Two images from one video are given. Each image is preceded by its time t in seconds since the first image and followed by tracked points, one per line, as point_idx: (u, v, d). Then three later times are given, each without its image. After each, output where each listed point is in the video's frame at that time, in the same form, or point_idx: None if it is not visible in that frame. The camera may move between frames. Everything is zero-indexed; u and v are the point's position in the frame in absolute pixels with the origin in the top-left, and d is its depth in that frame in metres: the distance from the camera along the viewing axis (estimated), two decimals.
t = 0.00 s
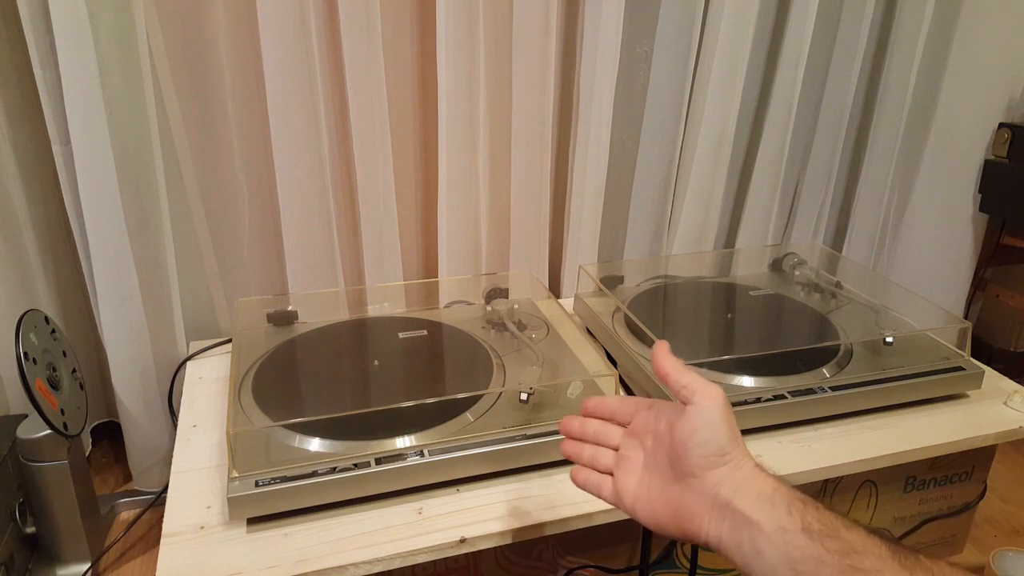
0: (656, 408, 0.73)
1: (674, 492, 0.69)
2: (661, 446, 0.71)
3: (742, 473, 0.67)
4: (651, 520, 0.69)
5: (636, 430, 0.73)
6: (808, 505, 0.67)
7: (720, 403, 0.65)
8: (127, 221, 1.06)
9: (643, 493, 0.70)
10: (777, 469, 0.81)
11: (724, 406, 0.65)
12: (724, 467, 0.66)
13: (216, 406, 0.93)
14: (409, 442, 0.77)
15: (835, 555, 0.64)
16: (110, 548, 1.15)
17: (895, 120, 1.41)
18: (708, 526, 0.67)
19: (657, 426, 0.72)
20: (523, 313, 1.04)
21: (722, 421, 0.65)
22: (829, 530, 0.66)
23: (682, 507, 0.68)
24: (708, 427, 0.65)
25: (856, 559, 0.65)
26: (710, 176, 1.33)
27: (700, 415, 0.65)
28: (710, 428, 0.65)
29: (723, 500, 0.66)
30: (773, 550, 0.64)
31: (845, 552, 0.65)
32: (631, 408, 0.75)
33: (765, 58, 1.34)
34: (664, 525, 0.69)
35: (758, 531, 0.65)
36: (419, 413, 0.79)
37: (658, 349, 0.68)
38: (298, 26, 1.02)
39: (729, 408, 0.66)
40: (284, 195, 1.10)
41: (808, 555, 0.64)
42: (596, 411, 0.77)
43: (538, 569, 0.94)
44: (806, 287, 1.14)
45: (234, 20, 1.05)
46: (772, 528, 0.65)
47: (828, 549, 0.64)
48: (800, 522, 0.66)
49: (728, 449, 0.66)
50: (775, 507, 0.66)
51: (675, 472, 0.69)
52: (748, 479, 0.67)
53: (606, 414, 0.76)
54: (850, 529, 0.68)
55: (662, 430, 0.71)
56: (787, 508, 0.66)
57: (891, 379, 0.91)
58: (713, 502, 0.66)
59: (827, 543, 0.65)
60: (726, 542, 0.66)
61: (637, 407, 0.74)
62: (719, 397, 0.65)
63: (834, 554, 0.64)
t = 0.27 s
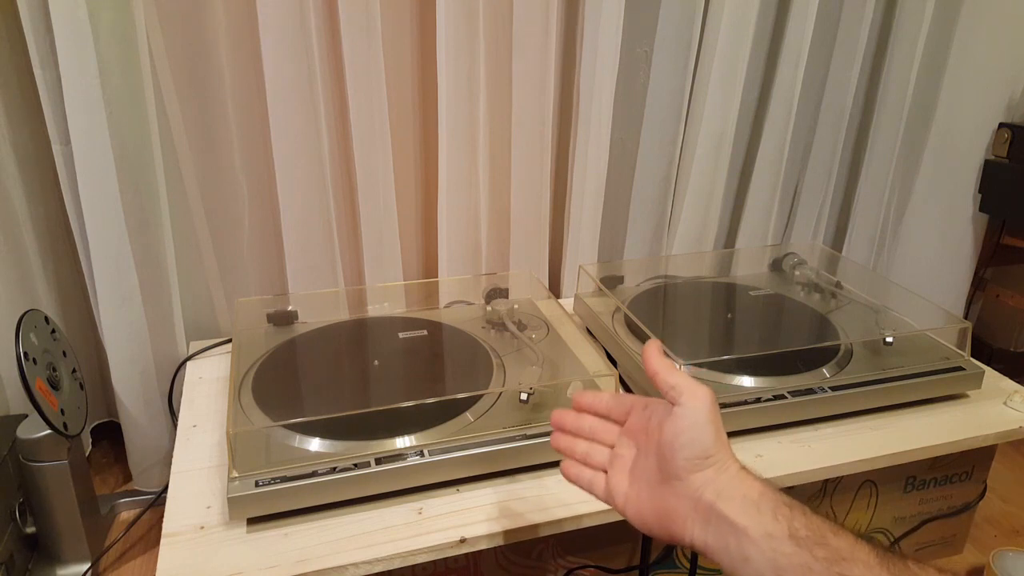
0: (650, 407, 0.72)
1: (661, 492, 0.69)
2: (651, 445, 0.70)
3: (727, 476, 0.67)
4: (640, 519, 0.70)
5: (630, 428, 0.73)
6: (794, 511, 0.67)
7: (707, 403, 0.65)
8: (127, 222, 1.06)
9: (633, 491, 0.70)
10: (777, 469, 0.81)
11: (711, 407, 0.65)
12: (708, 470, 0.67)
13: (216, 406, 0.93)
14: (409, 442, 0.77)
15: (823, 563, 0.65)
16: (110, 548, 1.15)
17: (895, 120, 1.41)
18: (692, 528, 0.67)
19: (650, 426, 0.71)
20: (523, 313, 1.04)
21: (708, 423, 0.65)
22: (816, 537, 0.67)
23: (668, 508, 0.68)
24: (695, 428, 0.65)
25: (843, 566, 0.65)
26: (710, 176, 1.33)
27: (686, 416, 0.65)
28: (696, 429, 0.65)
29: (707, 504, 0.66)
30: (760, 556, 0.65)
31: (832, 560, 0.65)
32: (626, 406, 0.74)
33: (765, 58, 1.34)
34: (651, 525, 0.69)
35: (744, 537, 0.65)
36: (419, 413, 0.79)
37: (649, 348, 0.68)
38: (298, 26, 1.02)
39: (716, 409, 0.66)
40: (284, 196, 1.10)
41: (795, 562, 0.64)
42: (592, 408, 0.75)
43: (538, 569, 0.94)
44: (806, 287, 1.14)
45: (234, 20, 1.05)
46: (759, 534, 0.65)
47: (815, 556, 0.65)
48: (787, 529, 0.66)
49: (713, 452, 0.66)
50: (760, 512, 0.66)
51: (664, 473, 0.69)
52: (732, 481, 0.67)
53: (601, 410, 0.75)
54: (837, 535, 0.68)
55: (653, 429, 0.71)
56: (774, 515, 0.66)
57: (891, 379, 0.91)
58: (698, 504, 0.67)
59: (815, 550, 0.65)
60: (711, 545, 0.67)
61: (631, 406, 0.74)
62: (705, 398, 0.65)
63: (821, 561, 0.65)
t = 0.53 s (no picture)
0: (655, 431, 0.73)
1: (673, 512, 0.69)
2: (660, 468, 0.71)
3: (736, 492, 0.67)
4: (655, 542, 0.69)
5: (637, 454, 0.73)
6: (801, 525, 0.69)
7: (712, 420, 0.66)
8: (127, 222, 1.06)
9: (645, 516, 0.70)
10: (777, 469, 0.81)
11: (716, 422, 0.66)
12: (718, 487, 0.67)
13: (216, 406, 0.93)
14: (409, 442, 0.77)
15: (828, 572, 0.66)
16: (110, 548, 1.15)
17: (895, 120, 1.41)
18: (706, 546, 0.67)
19: (656, 449, 0.72)
20: (523, 313, 1.04)
21: (716, 438, 0.66)
22: (822, 549, 0.68)
23: (681, 527, 0.68)
24: (702, 445, 0.66)
25: None
26: (710, 176, 1.33)
27: (694, 433, 0.66)
28: (704, 447, 0.66)
29: (719, 519, 0.67)
30: (769, 569, 0.65)
31: (838, 570, 0.66)
32: (631, 433, 0.75)
33: (765, 57, 1.34)
34: (665, 547, 0.69)
35: (754, 550, 0.66)
36: (419, 413, 0.79)
37: (653, 369, 0.69)
38: (298, 25, 1.02)
39: (721, 426, 0.67)
40: (284, 195, 1.10)
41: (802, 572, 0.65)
42: (598, 440, 0.75)
43: (538, 569, 0.94)
44: (806, 288, 1.14)
45: (234, 19, 1.05)
46: (768, 548, 0.66)
47: (822, 567, 0.66)
48: (794, 542, 0.67)
49: (722, 468, 0.67)
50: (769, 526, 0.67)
51: (675, 494, 0.69)
52: (742, 497, 0.67)
53: (607, 440, 0.75)
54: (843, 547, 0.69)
55: (661, 452, 0.71)
56: (781, 528, 0.67)
57: (891, 379, 0.91)
58: (710, 522, 0.67)
59: (821, 561, 0.66)
60: (724, 561, 0.66)
61: (637, 432, 0.74)
62: (711, 415, 0.66)
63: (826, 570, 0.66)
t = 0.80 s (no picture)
0: (667, 423, 0.73)
1: (685, 506, 0.69)
2: (672, 462, 0.71)
3: (750, 487, 0.67)
4: (665, 535, 0.69)
5: (648, 446, 0.73)
6: (816, 520, 0.68)
7: (727, 414, 0.66)
8: (127, 221, 1.06)
9: (655, 508, 0.70)
10: (777, 469, 0.81)
11: (731, 417, 0.66)
12: (732, 482, 0.67)
13: (216, 406, 0.93)
14: (409, 442, 0.77)
15: (843, 568, 0.65)
16: (110, 548, 1.15)
17: (895, 119, 1.41)
18: (719, 541, 0.67)
19: (668, 441, 0.72)
20: (523, 313, 1.04)
21: (730, 433, 0.66)
22: (837, 544, 0.67)
23: (692, 521, 0.68)
24: (716, 440, 0.66)
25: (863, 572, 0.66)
26: (710, 176, 1.33)
27: (709, 427, 0.66)
28: (719, 441, 0.66)
29: (731, 515, 0.66)
30: (782, 564, 0.65)
31: (851, 566, 0.66)
32: (642, 424, 0.75)
33: (765, 58, 1.34)
34: (676, 541, 0.69)
35: (767, 546, 0.66)
36: (419, 413, 0.79)
37: (668, 361, 0.69)
38: (298, 25, 1.02)
39: (736, 420, 0.67)
40: (285, 195, 1.10)
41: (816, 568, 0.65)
42: (609, 430, 0.76)
43: (538, 569, 0.94)
44: (806, 288, 1.14)
45: (234, 19, 1.05)
46: (781, 543, 0.66)
47: (836, 563, 0.66)
48: (808, 537, 0.66)
49: (736, 463, 0.66)
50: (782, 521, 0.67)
51: (686, 487, 0.69)
52: (755, 492, 0.67)
53: (618, 432, 0.75)
54: (858, 543, 0.69)
55: (673, 445, 0.71)
56: (795, 523, 0.67)
57: (891, 379, 0.91)
58: (723, 517, 0.67)
59: (835, 557, 0.66)
60: (736, 555, 0.67)
61: (648, 424, 0.74)
62: (726, 409, 0.66)
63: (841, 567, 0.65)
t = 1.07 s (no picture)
0: (667, 408, 0.73)
1: (686, 494, 0.69)
2: (672, 448, 0.71)
3: (755, 475, 0.67)
4: (665, 522, 0.69)
5: (647, 432, 0.74)
6: (825, 509, 0.67)
7: (731, 401, 0.66)
8: (127, 222, 1.06)
9: (655, 495, 0.70)
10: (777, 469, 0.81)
11: (736, 404, 0.66)
12: (737, 469, 0.67)
13: (216, 406, 0.93)
14: (409, 442, 0.77)
15: (855, 559, 0.64)
16: (110, 548, 1.15)
17: (896, 119, 1.40)
18: (723, 529, 0.67)
19: (668, 427, 0.72)
20: (523, 313, 1.04)
21: (734, 421, 0.66)
22: (848, 534, 0.66)
23: (695, 510, 0.68)
24: (721, 427, 0.66)
25: (876, 564, 0.64)
26: (710, 176, 1.33)
27: (713, 415, 0.66)
28: (723, 428, 0.66)
29: (737, 504, 0.66)
30: (790, 555, 0.64)
31: (864, 556, 0.65)
32: (640, 410, 0.75)
33: (765, 58, 1.34)
34: (677, 528, 0.69)
35: (775, 535, 0.65)
36: (419, 413, 0.79)
37: (669, 346, 0.69)
38: (298, 25, 1.02)
39: (741, 408, 0.66)
40: (285, 195, 1.10)
41: (826, 559, 0.64)
42: (606, 414, 0.77)
43: (538, 569, 0.94)
44: (806, 287, 1.14)
45: (234, 19, 1.05)
46: (789, 533, 0.65)
47: (847, 554, 0.64)
48: (818, 527, 0.65)
49: (740, 451, 0.66)
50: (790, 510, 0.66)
51: (687, 475, 0.69)
52: (761, 480, 0.67)
53: (615, 416, 0.76)
54: (869, 533, 0.68)
55: (673, 431, 0.71)
56: (804, 512, 0.66)
57: (891, 379, 0.91)
58: (727, 505, 0.67)
59: (847, 548, 0.65)
60: (741, 544, 0.66)
61: (646, 409, 0.74)
62: (731, 397, 0.66)
63: (852, 557, 0.64)
